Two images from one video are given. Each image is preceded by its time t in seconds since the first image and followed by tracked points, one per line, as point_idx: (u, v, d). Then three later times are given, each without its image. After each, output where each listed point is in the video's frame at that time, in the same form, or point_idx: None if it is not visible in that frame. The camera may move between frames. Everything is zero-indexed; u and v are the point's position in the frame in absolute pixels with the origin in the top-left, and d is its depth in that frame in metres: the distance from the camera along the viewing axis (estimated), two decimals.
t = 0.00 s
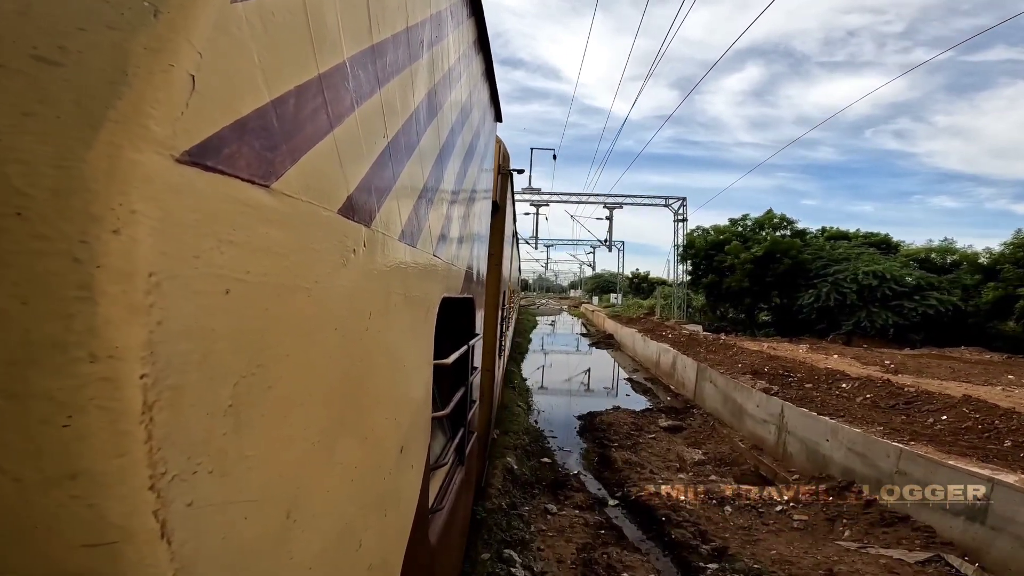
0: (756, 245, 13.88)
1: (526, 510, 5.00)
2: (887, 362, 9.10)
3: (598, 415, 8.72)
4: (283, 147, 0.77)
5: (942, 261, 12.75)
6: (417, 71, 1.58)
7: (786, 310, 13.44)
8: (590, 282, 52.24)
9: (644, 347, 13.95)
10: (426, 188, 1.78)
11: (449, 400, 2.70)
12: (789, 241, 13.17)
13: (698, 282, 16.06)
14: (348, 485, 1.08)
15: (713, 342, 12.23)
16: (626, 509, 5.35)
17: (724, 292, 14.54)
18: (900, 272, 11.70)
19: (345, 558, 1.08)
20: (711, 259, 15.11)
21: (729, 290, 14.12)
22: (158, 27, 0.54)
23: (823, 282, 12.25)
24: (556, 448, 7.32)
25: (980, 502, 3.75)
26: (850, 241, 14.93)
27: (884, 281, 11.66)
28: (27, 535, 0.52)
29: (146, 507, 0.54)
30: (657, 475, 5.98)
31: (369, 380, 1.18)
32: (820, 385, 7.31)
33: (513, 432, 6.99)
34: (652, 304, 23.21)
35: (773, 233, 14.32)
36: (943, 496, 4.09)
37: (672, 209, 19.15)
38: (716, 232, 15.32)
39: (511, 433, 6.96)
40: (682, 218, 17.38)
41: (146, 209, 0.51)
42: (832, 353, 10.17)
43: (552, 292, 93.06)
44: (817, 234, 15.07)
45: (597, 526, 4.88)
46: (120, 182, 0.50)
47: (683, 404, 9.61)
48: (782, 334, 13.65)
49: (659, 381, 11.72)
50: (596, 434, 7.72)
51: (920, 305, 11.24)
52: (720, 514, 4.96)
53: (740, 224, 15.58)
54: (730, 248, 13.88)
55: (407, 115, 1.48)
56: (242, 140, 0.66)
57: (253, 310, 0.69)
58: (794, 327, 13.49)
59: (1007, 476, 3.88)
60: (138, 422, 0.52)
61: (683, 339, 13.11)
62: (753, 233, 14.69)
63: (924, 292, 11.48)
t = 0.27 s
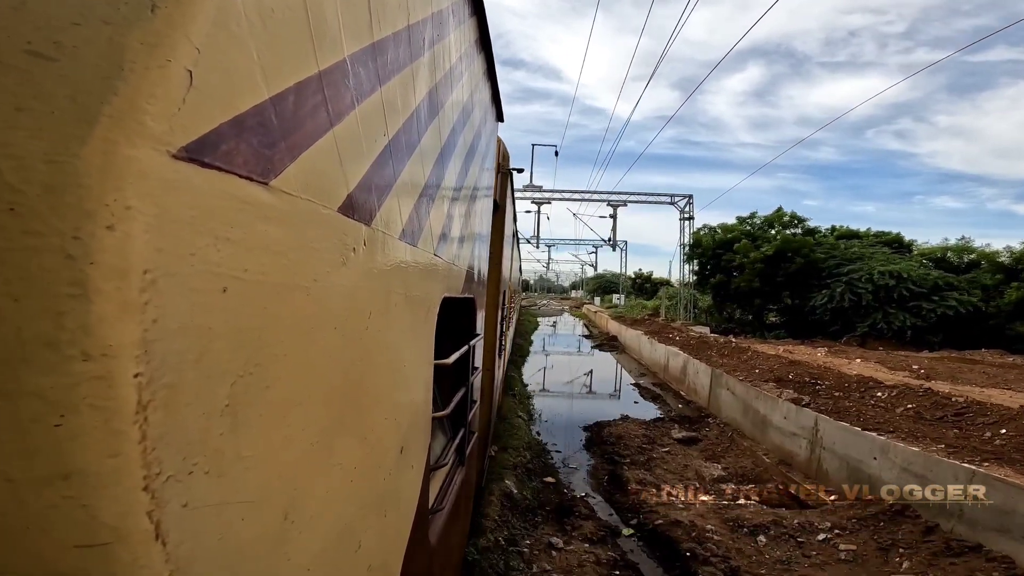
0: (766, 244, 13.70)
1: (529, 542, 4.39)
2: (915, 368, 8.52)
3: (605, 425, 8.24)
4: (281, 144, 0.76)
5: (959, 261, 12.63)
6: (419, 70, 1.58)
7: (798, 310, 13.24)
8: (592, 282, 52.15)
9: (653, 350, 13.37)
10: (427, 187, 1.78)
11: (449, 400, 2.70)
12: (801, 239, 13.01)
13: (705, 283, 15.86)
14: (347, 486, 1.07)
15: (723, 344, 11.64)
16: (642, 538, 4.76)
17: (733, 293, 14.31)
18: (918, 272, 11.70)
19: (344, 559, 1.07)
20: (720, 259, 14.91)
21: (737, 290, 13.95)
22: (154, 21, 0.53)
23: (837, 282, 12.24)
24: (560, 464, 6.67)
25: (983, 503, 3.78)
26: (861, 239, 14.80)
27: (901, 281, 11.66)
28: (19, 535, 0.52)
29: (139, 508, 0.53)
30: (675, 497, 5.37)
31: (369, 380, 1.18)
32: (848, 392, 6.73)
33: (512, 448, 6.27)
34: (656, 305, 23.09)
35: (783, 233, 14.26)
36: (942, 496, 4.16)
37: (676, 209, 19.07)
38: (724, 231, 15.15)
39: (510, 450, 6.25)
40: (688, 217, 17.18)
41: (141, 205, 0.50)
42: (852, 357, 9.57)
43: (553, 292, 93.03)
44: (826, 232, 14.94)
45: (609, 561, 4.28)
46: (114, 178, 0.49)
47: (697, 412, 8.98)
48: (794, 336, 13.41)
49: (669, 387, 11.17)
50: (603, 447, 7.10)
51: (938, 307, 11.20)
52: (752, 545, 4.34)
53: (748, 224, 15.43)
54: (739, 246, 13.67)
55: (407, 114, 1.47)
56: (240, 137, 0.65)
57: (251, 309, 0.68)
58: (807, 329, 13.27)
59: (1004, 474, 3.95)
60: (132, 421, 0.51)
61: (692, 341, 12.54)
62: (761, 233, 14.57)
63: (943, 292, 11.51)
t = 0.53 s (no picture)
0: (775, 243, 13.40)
1: None
2: (944, 374, 7.95)
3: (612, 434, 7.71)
4: (276, 146, 0.76)
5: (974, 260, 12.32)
6: (417, 71, 1.58)
7: (808, 311, 12.86)
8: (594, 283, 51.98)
9: (660, 354, 12.84)
10: (426, 188, 1.78)
11: (448, 401, 2.70)
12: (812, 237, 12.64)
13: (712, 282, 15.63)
14: (344, 487, 1.07)
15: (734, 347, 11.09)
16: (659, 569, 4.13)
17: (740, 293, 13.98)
18: (934, 272, 11.27)
19: (341, 559, 1.07)
20: (727, 258, 14.64)
21: (744, 291, 13.65)
22: (146, 24, 0.54)
23: (849, 283, 11.74)
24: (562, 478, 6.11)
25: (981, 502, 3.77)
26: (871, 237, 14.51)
27: (916, 282, 11.24)
28: (13, 535, 0.52)
29: (132, 509, 0.53)
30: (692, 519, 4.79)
31: (367, 381, 1.18)
32: (878, 400, 6.19)
33: (511, 465, 5.67)
34: (660, 305, 22.84)
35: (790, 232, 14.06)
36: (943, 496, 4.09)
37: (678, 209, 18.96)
38: (730, 230, 14.92)
39: (509, 467, 5.67)
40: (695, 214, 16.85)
41: (133, 208, 0.51)
42: (875, 362, 8.95)
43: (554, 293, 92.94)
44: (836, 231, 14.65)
45: None
46: (107, 181, 0.49)
47: (711, 421, 8.37)
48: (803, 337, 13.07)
49: (678, 393, 10.64)
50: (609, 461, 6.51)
51: (955, 307, 10.87)
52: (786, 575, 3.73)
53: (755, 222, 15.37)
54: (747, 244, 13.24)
55: (405, 115, 1.48)
56: (234, 138, 0.66)
57: (245, 310, 0.69)
58: (818, 330, 12.84)
59: (1007, 474, 3.88)
60: (125, 423, 0.51)
61: (701, 344, 12.00)
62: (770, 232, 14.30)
63: (959, 293, 11.11)
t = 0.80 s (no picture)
0: (785, 242, 13.18)
1: None
2: (977, 381, 7.44)
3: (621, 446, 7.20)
4: (278, 148, 0.75)
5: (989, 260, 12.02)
6: (419, 72, 1.57)
7: (819, 312, 12.59)
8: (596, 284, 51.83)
9: (669, 359, 12.26)
10: (428, 190, 1.77)
11: (449, 402, 2.69)
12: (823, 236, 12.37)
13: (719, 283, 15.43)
14: (345, 489, 1.07)
15: (747, 351, 10.58)
16: None
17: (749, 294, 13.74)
18: (950, 272, 11.02)
19: (343, 562, 1.07)
20: (734, 258, 14.44)
21: (753, 291, 13.44)
22: (147, 26, 0.53)
23: (862, 282, 11.51)
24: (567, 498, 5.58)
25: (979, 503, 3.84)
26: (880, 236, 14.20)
27: (932, 282, 10.92)
28: (13, 542, 0.51)
29: (134, 515, 0.52)
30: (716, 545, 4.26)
31: (368, 384, 1.17)
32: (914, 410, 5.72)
33: (510, 486, 5.07)
34: (664, 306, 22.65)
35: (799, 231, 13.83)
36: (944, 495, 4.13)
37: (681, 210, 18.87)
38: (737, 229, 14.74)
39: (508, 486, 5.17)
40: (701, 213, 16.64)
41: (134, 212, 0.50)
42: (899, 368, 8.44)
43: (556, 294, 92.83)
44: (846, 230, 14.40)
45: None
46: (107, 185, 0.49)
47: (726, 431, 7.84)
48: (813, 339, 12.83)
49: (690, 400, 10.16)
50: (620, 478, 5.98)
51: (972, 308, 10.57)
52: None
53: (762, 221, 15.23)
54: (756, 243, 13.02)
55: (407, 117, 1.47)
56: (236, 141, 0.65)
57: (247, 314, 0.68)
58: (831, 331, 12.53)
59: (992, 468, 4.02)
60: (127, 429, 0.51)
61: (712, 349, 11.47)
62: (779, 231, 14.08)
63: (977, 294, 10.90)
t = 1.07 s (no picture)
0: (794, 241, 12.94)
1: None
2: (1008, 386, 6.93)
3: (629, 457, 6.79)
4: (279, 151, 0.75)
5: (1005, 259, 11.55)
6: (419, 73, 1.56)
7: (828, 313, 12.33)
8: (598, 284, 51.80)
9: (677, 363, 11.84)
10: (429, 191, 1.77)
11: (450, 403, 2.68)
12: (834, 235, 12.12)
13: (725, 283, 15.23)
14: (346, 491, 1.06)
15: (758, 356, 10.17)
16: None
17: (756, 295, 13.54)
18: (964, 271, 10.48)
19: (344, 564, 1.06)
20: (741, 257, 14.25)
21: (760, 292, 13.26)
22: (147, 27, 0.53)
23: (874, 283, 11.19)
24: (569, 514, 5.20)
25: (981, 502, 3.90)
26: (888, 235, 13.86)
27: (946, 282, 10.52)
28: (14, 547, 0.51)
29: (135, 518, 0.52)
30: None
31: (368, 385, 1.17)
32: (953, 422, 5.29)
33: (509, 507, 4.76)
34: (668, 306, 22.43)
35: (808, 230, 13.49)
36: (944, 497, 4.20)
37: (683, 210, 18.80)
38: (743, 228, 14.64)
39: (506, 509, 4.74)
40: (706, 212, 16.42)
41: (134, 216, 0.50)
42: (921, 373, 8.01)
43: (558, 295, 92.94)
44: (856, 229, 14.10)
45: None
46: (106, 187, 0.48)
47: (741, 441, 7.46)
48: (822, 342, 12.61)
49: (699, 406, 9.76)
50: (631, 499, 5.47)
51: (988, 308, 10.03)
52: None
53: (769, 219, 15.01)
54: (764, 243, 12.89)
55: (408, 118, 1.46)
56: (236, 143, 0.65)
57: (248, 317, 0.68)
58: (842, 333, 12.25)
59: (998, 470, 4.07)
60: (127, 433, 0.51)
61: (721, 352, 11.05)
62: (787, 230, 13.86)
63: (992, 294, 10.34)
